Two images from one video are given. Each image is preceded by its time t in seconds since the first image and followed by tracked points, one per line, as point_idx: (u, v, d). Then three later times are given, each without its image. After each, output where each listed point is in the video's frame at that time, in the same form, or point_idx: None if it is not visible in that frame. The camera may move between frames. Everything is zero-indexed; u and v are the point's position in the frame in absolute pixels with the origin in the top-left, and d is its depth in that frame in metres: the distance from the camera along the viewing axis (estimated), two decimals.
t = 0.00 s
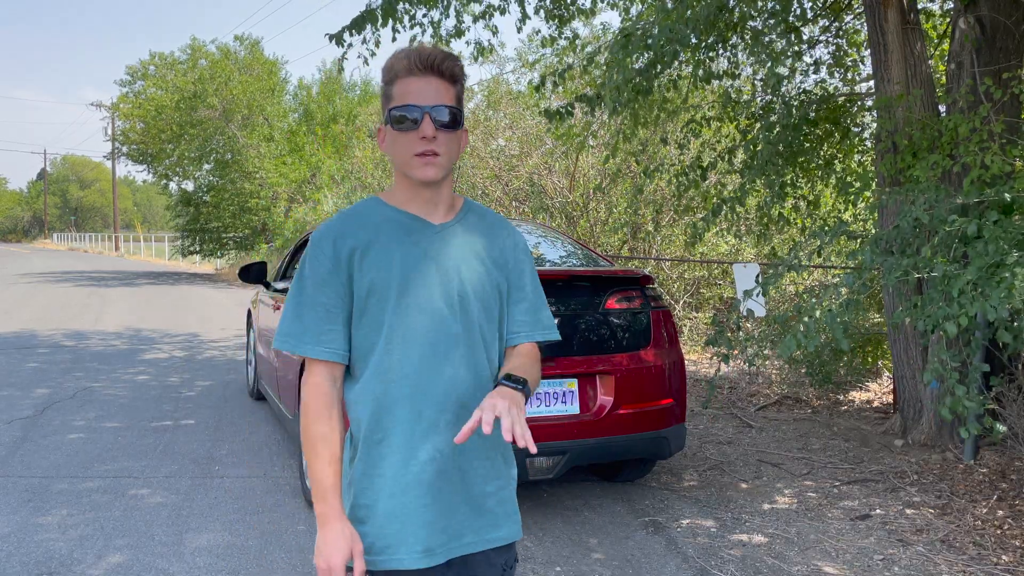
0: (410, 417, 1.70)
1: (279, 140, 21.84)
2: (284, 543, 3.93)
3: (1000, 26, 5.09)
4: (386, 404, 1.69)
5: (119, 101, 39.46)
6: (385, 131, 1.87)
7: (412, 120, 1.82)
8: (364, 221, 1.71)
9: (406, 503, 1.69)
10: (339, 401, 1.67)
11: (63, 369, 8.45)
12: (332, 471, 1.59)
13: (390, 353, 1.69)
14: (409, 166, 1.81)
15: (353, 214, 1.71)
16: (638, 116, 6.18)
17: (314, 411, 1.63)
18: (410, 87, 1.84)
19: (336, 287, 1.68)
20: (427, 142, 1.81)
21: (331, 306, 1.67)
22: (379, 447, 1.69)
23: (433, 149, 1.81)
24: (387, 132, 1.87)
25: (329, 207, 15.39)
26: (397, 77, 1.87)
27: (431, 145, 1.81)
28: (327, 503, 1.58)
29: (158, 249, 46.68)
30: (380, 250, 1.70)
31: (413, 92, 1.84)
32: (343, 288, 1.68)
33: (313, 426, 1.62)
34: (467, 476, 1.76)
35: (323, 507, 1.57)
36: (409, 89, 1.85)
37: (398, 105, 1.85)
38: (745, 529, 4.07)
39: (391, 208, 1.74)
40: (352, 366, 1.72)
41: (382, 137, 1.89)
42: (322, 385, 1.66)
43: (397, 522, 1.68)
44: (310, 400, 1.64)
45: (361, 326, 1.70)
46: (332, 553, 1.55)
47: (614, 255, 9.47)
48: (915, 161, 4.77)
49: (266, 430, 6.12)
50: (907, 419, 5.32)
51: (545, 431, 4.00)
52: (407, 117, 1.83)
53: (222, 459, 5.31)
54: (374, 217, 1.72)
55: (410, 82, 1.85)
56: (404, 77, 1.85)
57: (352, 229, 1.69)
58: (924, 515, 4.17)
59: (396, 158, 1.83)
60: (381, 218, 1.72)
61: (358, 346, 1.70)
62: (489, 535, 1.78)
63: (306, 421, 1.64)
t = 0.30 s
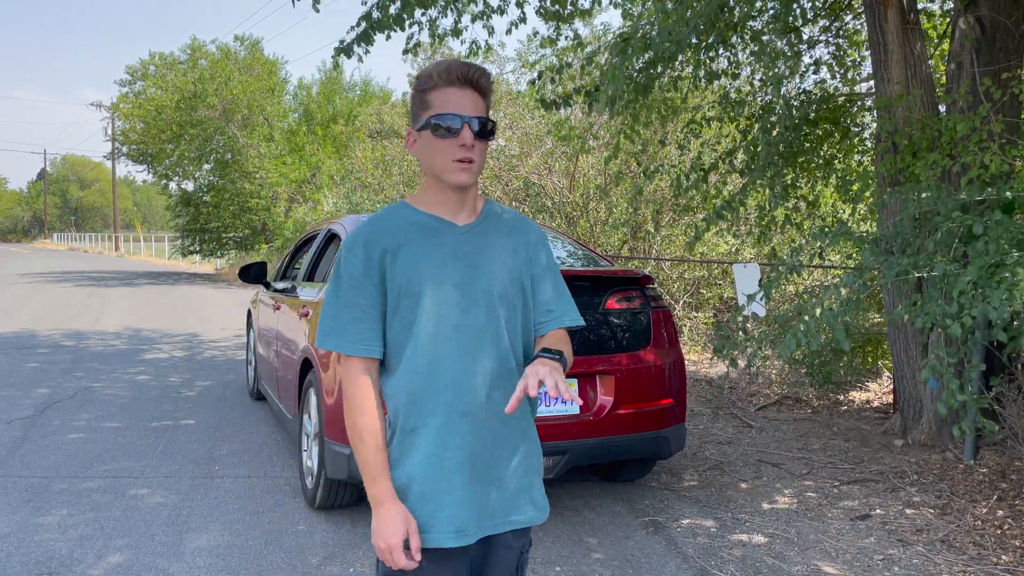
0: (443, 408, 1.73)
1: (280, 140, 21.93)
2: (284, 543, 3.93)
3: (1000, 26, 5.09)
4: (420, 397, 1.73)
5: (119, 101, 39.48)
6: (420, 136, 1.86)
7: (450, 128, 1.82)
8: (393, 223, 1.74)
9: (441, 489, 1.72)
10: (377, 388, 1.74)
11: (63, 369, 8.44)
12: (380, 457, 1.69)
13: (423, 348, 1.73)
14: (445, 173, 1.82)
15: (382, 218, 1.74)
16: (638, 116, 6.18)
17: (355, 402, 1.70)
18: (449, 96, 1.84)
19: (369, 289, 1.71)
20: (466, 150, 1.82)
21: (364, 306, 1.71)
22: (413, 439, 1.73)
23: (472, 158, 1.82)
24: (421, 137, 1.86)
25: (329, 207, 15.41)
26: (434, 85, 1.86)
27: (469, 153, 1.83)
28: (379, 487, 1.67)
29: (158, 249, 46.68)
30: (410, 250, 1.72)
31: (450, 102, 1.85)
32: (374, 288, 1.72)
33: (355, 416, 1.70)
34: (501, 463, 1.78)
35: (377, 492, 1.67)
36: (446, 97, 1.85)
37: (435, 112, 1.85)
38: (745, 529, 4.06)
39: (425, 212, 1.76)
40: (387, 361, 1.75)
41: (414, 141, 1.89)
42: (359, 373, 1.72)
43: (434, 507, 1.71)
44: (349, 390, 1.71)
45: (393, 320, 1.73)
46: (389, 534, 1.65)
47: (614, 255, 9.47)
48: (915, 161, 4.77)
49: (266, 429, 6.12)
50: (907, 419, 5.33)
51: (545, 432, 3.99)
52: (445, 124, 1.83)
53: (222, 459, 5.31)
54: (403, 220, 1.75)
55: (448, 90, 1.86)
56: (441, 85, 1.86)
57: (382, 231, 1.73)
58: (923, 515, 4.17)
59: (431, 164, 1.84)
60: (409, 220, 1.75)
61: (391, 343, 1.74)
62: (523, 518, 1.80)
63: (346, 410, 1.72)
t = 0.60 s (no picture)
0: (478, 401, 1.86)
1: (279, 140, 21.95)
2: (284, 543, 3.93)
3: (1000, 26, 5.09)
4: (459, 393, 1.85)
5: (119, 102, 39.51)
6: (480, 144, 1.96)
7: (515, 148, 1.98)
8: (422, 228, 1.84)
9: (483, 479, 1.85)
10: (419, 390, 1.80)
11: (63, 370, 8.44)
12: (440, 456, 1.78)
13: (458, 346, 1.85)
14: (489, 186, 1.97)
15: (413, 225, 1.84)
16: (638, 116, 6.17)
17: (405, 406, 1.76)
18: (515, 118, 2.00)
19: (409, 292, 1.79)
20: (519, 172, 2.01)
21: (405, 310, 1.78)
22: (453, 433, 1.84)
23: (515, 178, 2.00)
24: (481, 145, 1.96)
25: (329, 208, 15.41)
26: (503, 104, 1.99)
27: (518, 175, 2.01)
28: (444, 483, 1.78)
29: (158, 249, 46.68)
30: (441, 254, 1.84)
31: (514, 123, 2.00)
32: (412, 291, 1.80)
33: (410, 420, 1.75)
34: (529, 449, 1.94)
35: (443, 490, 1.78)
36: (509, 118, 2.00)
37: (502, 129, 1.97)
38: (745, 529, 4.06)
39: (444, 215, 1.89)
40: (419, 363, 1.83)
41: (467, 143, 1.96)
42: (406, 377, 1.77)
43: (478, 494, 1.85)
44: (400, 395, 1.76)
45: (428, 323, 1.83)
46: (463, 526, 1.78)
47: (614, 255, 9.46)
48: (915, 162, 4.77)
49: (266, 430, 6.12)
50: (907, 419, 5.33)
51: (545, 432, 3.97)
52: (511, 143, 1.97)
53: (222, 459, 5.31)
54: (429, 223, 1.85)
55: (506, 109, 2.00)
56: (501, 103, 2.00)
57: (413, 236, 1.82)
58: (924, 515, 4.17)
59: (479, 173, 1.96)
60: (436, 224, 1.86)
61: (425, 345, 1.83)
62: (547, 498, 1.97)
63: (397, 414, 1.76)
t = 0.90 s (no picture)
0: (513, 394, 1.93)
1: (279, 140, 21.94)
2: (284, 543, 3.93)
3: (1000, 26, 5.09)
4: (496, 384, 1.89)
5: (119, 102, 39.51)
6: (508, 155, 2.00)
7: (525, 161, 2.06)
8: (465, 222, 1.87)
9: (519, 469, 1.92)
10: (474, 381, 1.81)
11: (63, 370, 8.44)
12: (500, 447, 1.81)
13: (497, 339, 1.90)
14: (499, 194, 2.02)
15: (460, 219, 1.86)
16: (638, 117, 6.17)
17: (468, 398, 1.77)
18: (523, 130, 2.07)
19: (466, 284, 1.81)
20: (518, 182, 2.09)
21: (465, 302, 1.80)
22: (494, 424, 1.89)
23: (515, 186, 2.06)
24: (508, 157, 2.00)
25: (329, 208, 15.42)
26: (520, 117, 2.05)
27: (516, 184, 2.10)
28: (503, 476, 1.80)
29: (159, 249, 46.70)
30: (479, 247, 1.87)
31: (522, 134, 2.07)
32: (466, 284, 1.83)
33: (472, 412, 1.76)
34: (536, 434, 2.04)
35: (503, 480, 1.80)
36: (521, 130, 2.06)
37: (520, 141, 2.03)
38: (745, 529, 4.07)
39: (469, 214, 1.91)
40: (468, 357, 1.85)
41: (499, 153, 1.98)
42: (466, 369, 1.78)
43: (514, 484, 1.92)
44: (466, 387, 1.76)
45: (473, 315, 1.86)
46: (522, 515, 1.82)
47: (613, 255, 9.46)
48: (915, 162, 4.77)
49: (266, 430, 6.12)
50: (907, 419, 5.33)
51: (545, 432, 3.97)
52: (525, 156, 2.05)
53: (222, 460, 5.31)
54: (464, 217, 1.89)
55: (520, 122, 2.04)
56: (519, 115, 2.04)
57: (463, 230, 1.85)
58: (924, 515, 4.17)
59: (502, 183, 2.00)
60: (473, 220, 1.89)
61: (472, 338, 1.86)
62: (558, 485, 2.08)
63: (457, 406, 1.76)
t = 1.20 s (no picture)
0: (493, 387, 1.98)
1: (279, 140, 21.93)
2: (284, 543, 3.94)
3: (1000, 26, 5.09)
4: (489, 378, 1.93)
5: (118, 102, 39.54)
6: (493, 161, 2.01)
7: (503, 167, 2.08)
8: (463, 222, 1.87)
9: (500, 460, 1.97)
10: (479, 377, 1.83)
11: (63, 370, 8.44)
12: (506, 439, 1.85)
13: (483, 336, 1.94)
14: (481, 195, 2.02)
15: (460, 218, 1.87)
16: (638, 117, 6.18)
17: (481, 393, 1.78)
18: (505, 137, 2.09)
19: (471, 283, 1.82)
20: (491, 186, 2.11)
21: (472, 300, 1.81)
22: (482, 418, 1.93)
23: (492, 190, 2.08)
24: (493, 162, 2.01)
25: (329, 207, 15.42)
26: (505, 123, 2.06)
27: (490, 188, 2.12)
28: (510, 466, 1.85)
29: (159, 249, 46.70)
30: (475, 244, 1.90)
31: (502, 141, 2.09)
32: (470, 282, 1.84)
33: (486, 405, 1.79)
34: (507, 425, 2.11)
35: (512, 469, 1.85)
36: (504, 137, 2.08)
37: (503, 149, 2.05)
38: (745, 529, 4.07)
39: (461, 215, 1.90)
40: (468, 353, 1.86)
41: (487, 159, 1.99)
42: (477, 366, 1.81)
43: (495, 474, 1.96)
44: (480, 384, 1.78)
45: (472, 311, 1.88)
46: (528, 503, 1.87)
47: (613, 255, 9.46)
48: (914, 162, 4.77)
49: (266, 430, 6.12)
50: (907, 420, 5.33)
51: (545, 432, 3.97)
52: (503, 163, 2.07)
53: (222, 459, 5.31)
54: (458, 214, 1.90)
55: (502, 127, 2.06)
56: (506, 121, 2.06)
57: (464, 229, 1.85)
58: (924, 515, 4.17)
59: (485, 187, 2.01)
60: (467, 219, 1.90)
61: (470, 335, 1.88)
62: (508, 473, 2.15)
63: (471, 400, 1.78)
